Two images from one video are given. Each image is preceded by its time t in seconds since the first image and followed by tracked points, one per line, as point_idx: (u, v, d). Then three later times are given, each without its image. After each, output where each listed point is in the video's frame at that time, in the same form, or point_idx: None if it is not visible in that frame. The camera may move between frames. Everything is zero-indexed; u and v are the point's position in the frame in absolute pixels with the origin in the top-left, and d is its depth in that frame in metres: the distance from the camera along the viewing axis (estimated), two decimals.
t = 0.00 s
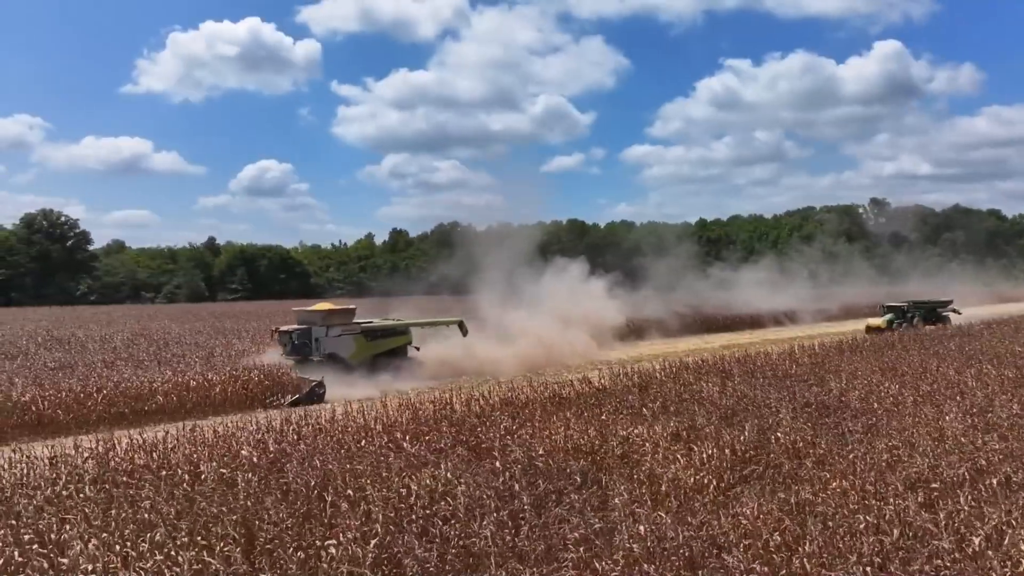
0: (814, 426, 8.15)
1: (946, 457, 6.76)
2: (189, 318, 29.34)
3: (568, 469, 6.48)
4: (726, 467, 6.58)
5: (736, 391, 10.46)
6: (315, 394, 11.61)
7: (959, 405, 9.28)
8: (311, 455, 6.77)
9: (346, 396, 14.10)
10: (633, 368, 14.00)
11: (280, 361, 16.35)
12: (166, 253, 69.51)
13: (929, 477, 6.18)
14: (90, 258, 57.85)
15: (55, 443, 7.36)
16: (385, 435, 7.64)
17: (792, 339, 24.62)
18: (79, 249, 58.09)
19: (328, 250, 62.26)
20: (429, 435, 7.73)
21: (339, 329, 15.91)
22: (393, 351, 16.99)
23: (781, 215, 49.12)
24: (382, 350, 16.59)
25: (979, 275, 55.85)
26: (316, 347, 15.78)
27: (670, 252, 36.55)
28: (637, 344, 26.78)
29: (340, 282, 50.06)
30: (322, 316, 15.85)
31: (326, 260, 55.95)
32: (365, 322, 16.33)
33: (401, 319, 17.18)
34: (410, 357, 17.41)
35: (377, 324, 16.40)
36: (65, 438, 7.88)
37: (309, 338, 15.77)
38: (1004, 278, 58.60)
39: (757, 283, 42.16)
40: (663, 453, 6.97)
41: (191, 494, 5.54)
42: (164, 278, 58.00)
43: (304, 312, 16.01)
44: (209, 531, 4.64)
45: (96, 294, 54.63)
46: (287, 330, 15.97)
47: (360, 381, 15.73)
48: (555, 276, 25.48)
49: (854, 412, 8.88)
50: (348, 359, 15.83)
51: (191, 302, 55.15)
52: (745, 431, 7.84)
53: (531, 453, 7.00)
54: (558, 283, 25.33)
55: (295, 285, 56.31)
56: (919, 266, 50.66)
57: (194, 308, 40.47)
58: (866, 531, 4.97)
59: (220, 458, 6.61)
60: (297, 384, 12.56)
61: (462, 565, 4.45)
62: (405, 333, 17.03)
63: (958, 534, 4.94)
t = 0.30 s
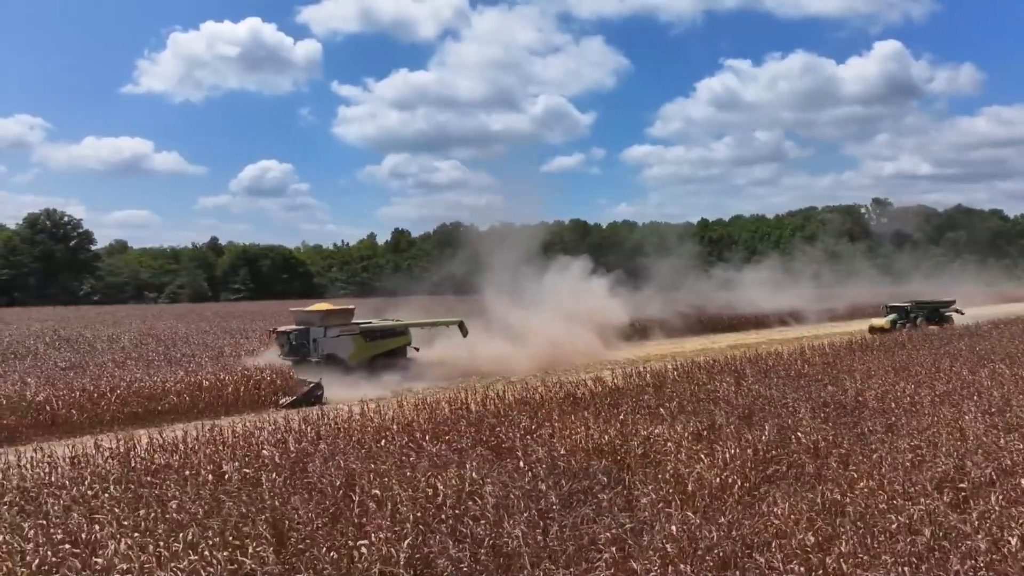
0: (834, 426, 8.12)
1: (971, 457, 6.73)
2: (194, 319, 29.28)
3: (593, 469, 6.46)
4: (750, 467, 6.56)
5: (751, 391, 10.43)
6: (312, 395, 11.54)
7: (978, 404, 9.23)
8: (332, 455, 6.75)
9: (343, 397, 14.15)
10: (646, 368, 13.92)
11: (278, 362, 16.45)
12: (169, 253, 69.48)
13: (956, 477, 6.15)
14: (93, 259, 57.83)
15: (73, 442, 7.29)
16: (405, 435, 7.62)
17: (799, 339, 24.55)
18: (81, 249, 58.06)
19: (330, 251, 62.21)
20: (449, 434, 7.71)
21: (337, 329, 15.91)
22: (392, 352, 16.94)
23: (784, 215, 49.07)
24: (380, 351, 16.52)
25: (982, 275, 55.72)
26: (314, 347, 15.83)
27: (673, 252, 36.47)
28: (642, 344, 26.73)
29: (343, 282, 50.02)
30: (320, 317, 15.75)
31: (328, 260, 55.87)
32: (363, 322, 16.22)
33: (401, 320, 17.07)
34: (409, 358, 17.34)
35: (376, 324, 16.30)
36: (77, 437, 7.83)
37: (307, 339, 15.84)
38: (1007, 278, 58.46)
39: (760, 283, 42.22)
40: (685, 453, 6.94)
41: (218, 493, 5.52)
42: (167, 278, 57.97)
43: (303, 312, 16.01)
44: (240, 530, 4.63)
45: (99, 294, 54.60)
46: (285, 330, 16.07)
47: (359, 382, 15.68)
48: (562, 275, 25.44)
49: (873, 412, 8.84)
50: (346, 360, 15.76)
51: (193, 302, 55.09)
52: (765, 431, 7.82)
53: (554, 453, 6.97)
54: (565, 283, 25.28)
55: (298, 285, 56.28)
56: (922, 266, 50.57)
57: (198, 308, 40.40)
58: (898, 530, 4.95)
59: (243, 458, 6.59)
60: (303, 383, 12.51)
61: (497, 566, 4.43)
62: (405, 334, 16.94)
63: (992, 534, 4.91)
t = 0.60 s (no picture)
0: (858, 426, 8.10)
1: (998, 457, 6.69)
2: (202, 318, 29.24)
3: (620, 469, 6.44)
4: (777, 467, 6.55)
5: (770, 391, 10.41)
6: (311, 397, 11.04)
7: (999, 404, 9.18)
8: (358, 455, 6.73)
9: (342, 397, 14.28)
10: (661, 368, 13.86)
11: (276, 363, 16.22)
12: (173, 253, 69.52)
13: (987, 478, 6.12)
14: (98, 258, 57.89)
15: (93, 443, 7.23)
16: (428, 435, 7.60)
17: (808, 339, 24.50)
18: (87, 249, 58.10)
19: (334, 250, 62.17)
20: (472, 434, 7.69)
21: (337, 330, 15.69)
22: (394, 353, 16.78)
23: (788, 215, 49.08)
24: (380, 352, 16.38)
25: (987, 275, 55.66)
26: (313, 348, 15.59)
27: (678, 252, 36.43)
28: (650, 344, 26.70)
29: (347, 282, 50.01)
30: (320, 317, 15.60)
31: (333, 260, 55.84)
32: (363, 323, 16.08)
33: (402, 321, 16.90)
34: (410, 358, 17.21)
35: (376, 325, 16.18)
36: (91, 438, 7.78)
37: (306, 340, 15.59)
38: (1012, 278, 58.37)
39: (766, 283, 42.32)
40: (711, 453, 6.93)
41: (248, 493, 5.50)
42: (172, 278, 58.00)
43: (302, 312, 15.73)
44: (275, 530, 4.60)
45: (105, 294, 54.64)
46: (284, 330, 15.77)
47: (359, 383, 15.62)
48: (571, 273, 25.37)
49: (894, 412, 8.81)
50: (347, 361, 15.66)
51: (198, 302, 55.11)
52: (789, 430, 7.80)
53: (578, 453, 6.96)
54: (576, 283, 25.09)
55: (303, 285, 56.32)
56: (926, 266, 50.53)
57: (204, 308, 40.36)
58: (936, 530, 4.92)
59: (267, 458, 6.57)
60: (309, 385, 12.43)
61: (536, 567, 4.41)
62: (405, 334, 16.80)
63: None
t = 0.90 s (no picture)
0: (881, 426, 8.09)
1: None
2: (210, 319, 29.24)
3: (648, 469, 6.42)
4: (805, 467, 6.53)
5: (788, 391, 10.40)
6: (312, 399, 11.37)
7: (1020, 404, 9.14)
8: (383, 455, 6.72)
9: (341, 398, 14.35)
10: (675, 368, 13.73)
11: (275, 364, 16.14)
12: (179, 253, 69.62)
13: (1017, 479, 6.08)
14: (105, 258, 58.01)
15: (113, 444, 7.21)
16: (449, 435, 7.60)
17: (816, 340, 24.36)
18: (93, 249, 58.21)
19: (339, 251, 62.25)
20: (494, 434, 7.68)
21: (338, 330, 15.66)
22: (394, 354, 16.72)
23: (792, 215, 49.07)
24: (381, 353, 16.34)
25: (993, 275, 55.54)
26: (313, 349, 15.54)
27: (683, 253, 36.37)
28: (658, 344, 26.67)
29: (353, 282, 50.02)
30: (321, 318, 15.54)
31: (338, 260, 55.90)
32: (364, 324, 16.08)
33: (403, 322, 16.85)
34: (411, 360, 17.08)
35: (376, 326, 16.16)
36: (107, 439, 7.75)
37: (307, 340, 15.53)
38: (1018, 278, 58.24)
39: (771, 283, 42.22)
40: (737, 453, 6.91)
41: (277, 494, 5.48)
42: (178, 278, 58.06)
43: (303, 313, 15.70)
44: (310, 530, 4.59)
45: (111, 294, 54.70)
46: (284, 330, 15.67)
47: (361, 384, 15.60)
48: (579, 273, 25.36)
49: (915, 413, 8.78)
50: (347, 362, 15.65)
51: (204, 302, 55.16)
52: (813, 431, 7.78)
53: (604, 453, 6.94)
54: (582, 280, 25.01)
55: (308, 285, 56.39)
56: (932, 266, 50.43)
57: (210, 309, 40.33)
58: (974, 532, 4.89)
59: (291, 459, 6.56)
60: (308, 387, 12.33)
61: (574, 567, 4.39)
62: (406, 336, 16.74)
63: None
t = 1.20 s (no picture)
0: (908, 426, 8.07)
1: None
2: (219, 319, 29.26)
3: (681, 469, 6.41)
4: (837, 467, 6.51)
5: (809, 391, 10.39)
6: (313, 400, 11.10)
7: None
8: (413, 455, 6.71)
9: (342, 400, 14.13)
10: (695, 368, 13.83)
11: (277, 365, 16.02)
12: (186, 253, 69.71)
13: None
14: (112, 258, 58.14)
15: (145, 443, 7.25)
16: (476, 434, 7.60)
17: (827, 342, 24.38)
18: (100, 249, 58.32)
19: (346, 252, 62.25)
20: (521, 434, 7.66)
21: (340, 331, 15.52)
22: (397, 355, 16.64)
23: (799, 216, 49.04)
24: (383, 355, 16.24)
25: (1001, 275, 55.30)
26: (315, 349, 15.43)
27: (690, 253, 36.36)
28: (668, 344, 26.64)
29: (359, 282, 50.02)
30: (324, 318, 15.42)
31: (345, 260, 55.91)
32: (366, 325, 15.98)
33: (406, 322, 16.76)
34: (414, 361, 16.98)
35: (378, 326, 16.04)
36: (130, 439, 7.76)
37: (308, 341, 15.40)
38: None
39: (778, 283, 42.25)
40: (767, 453, 6.89)
41: (313, 493, 5.48)
42: (185, 278, 58.14)
43: (304, 314, 15.57)
44: (353, 530, 4.58)
45: (119, 294, 54.74)
46: (285, 331, 15.50)
47: (363, 385, 15.45)
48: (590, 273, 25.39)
49: (941, 413, 8.77)
50: (350, 363, 15.50)
51: (211, 302, 55.20)
52: (841, 431, 7.76)
53: (634, 452, 6.93)
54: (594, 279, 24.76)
55: (315, 285, 56.40)
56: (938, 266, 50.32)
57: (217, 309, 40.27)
58: (1018, 532, 4.86)
59: (320, 458, 6.56)
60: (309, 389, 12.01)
61: (619, 568, 4.37)
62: (407, 337, 16.65)
63: None
